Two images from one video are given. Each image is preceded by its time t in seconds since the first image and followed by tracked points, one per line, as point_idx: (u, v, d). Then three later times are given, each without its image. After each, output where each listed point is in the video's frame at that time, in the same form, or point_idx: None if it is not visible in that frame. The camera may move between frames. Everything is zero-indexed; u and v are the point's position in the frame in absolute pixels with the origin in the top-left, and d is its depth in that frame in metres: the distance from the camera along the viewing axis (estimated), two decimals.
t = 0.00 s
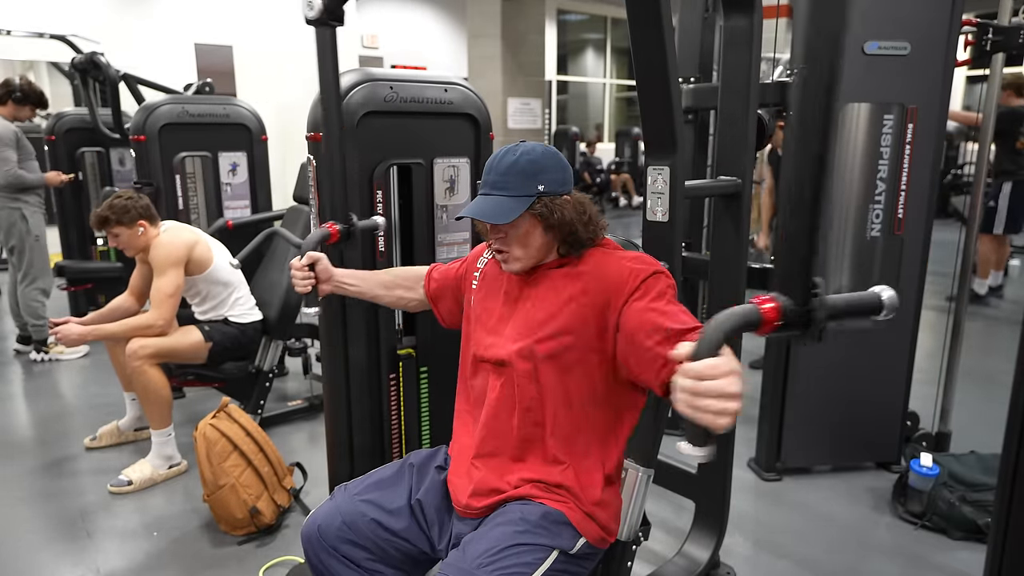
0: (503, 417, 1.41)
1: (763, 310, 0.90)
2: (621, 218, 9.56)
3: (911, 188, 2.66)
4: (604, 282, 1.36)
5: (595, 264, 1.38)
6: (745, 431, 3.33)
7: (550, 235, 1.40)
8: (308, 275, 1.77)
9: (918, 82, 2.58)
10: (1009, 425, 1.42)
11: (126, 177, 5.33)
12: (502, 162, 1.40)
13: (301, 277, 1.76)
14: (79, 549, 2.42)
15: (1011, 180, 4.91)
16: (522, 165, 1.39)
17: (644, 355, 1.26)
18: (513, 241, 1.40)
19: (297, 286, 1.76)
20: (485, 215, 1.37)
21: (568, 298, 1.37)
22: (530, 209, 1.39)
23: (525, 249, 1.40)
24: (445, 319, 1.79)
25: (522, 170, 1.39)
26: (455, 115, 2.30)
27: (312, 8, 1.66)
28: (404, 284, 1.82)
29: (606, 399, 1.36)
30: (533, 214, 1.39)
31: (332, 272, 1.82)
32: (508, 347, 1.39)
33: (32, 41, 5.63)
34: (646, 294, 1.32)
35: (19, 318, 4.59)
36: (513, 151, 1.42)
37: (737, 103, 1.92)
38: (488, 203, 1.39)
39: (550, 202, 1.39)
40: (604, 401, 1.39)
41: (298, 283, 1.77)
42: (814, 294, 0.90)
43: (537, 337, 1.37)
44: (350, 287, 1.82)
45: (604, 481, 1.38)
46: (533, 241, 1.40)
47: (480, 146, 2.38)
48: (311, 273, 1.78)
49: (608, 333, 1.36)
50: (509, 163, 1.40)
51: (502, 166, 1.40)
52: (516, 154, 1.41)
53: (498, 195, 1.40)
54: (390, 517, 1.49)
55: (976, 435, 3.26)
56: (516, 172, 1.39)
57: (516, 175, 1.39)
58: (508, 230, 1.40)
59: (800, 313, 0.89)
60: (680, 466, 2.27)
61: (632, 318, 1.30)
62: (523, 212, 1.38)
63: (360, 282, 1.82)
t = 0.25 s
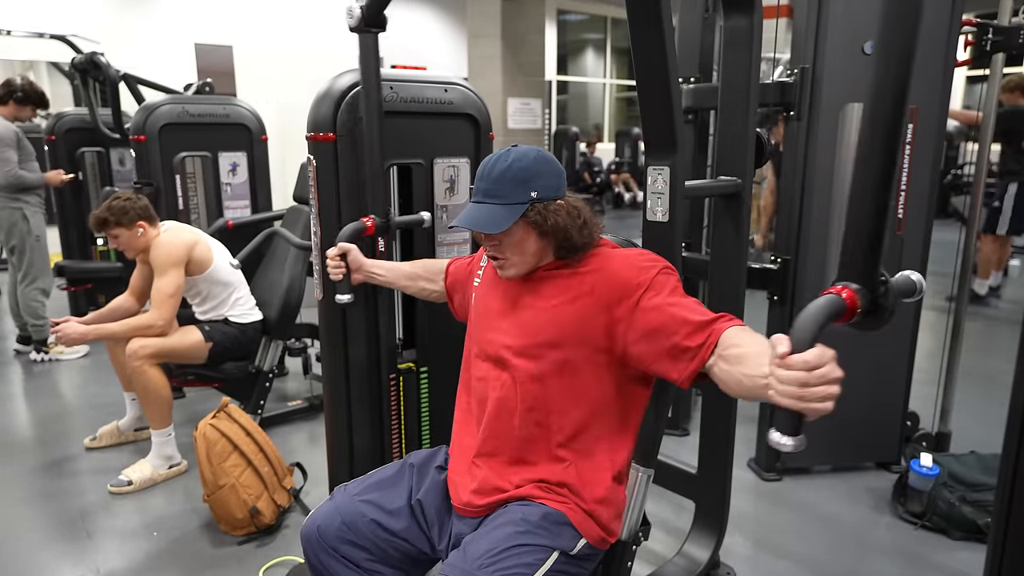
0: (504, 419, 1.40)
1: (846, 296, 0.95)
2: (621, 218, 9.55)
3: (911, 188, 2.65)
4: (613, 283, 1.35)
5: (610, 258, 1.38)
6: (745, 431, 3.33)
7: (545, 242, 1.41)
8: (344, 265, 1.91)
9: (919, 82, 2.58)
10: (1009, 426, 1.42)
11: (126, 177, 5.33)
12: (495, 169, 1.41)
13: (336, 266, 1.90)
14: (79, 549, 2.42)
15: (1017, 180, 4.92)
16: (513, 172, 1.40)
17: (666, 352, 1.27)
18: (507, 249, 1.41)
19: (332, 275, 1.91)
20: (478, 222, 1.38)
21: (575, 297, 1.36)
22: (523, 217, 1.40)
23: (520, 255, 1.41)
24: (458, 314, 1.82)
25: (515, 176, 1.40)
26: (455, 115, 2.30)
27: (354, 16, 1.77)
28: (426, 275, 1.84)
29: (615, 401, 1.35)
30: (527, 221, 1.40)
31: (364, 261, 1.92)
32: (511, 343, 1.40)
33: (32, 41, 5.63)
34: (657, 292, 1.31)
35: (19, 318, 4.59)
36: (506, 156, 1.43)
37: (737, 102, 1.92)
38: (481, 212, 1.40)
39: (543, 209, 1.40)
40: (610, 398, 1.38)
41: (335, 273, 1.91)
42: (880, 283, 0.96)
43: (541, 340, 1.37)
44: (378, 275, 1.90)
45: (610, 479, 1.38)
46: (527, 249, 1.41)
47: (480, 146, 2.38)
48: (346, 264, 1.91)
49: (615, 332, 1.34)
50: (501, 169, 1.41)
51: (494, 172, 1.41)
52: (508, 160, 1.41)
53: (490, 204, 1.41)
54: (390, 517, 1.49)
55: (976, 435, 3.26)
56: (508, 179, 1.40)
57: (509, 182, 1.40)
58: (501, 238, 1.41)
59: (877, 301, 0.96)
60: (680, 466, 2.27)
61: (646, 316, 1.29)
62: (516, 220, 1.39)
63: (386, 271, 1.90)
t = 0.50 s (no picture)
0: (504, 421, 1.40)
1: (855, 290, 0.98)
2: (621, 218, 9.55)
3: (911, 188, 2.65)
4: (613, 283, 1.35)
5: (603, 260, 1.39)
6: (745, 431, 3.33)
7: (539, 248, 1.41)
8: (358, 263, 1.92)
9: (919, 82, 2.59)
10: (1010, 425, 1.42)
11: (126, 177, 5.32)
12: (488, 175, 1.41)
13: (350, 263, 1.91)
14: (79, 549, 2.42)
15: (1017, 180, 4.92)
16: (507, 178, 1.40)
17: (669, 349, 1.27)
18: (502, 256, 1.42)
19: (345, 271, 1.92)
20: (472, 229, 1.38)
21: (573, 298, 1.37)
22: (516, 223, 1.40)
23: (514, 262, 1.41)
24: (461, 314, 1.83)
25: (508, 183, 1.40)
26: (455, 115, 2.30)
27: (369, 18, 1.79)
28: (434, 273, 1.85)
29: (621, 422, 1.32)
30: (521, 228, 1.40)
31: (375, 258, 1.93)
32: (511, 345, 1.40)
33: (32, 41, 5.63)
34: (658, 291, 1.32)
35: (19, 318, 4.59)
36: (500, 162, 1.43)
37: (737, 102, 1.92)
38: (475, 219, 1.39)
39: (536, 215, 1.40)
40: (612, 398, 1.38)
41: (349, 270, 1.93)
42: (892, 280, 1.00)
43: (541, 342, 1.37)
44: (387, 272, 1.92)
45: (611, 478, 1.38)
46: (522, 255, 1.41)
47: (480, 146, 2.38)
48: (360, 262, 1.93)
49: (614, 332, 1.34)
50: (495, 176, 1.40)
51: (488, 179, 1.41)
52: (502, 166, 1.41)
53: (484, 211, 1.41)
54: (391, 514, 1.49)
55: (975, 435, 3.26)
56: (501, 186, 1.40)
57: (502, 189, 1.40)
58: (496, 244, 1.41)
59: (887, 295, 0.99)
60: (680, 466, 2.27)
61: (646, 315, 1.30)
62: (510, 227, 1.39)
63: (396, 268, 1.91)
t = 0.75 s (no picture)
0: (500, 414, 1.40)
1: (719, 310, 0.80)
2: (621, 218, 9.55)
3: (911, 189, 2.66)
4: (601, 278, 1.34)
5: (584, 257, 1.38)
6: (744, 431, 3.33)
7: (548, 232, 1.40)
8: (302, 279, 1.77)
9: (919, 82, 2.58)
10: (1010, 425, 1.42)
11: (126, 177, 5.32)
12: (503, 158, 1.40)
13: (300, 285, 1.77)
14: (79, 549, 2.42)
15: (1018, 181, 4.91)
16: (523, 161, 1.39)
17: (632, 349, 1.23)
18: (512, 236, 1.40)
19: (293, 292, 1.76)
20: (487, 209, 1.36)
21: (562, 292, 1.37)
22: (530, 205, 1.39)
23: (526, 244, 1.40)
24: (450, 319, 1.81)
25: (523, 166, 1.39)
26: (455, 114, 2.30)
27: (308, 7, 1.57)
28: (401, 283, 1.80)
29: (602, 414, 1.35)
30: (534, 210, 1.39)
31: (329, 273, 1.82)
32: (502, 339, 1.40)
33: (32, 41, 5.63)
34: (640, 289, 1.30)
35: (19, 318, 4.59)
36: (514, 147, 1.42)
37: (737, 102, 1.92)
38: (489, 199, 1.38)
39: (550, 199, 1.40)
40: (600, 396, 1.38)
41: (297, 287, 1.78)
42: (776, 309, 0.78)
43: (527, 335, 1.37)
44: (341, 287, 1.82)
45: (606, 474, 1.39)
46: (533, 236, 1.40)
47: (480, 146, 2.38)
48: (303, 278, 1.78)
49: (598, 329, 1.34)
50: (510, 159, 1.39)
51: (502, 162, 1.40)
52: (517, 150, 1.41)
53: (497, 191, 1.39)
54: (402, 513, 1.49)
55: (976, 435, 3.25)
56: (516, 168, 1.38)
57: (517, 171, 1.39)
58: (508, 225, 1.40)
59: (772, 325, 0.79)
60: (680, 466, 2.27)
61: (617, 311, 1.27)
62: (523, 208, 1.38)
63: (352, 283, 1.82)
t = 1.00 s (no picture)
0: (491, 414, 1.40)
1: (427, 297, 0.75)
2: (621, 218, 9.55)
3: (911, 189, 2.66)
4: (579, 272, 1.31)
5: (556, 255, 1.37)
6: (744, 431, 3.33)
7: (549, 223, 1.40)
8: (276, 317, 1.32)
9: (919, 82, 2.59)
10: (1009, 425, 1.42)
11: (126, 177, 5.32)
12: (510, 147, 1.35)
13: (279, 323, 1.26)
14: (79, 549, 2.42)
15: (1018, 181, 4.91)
16: (532, 150, 1.35)
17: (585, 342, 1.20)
18: (515, 226, 1.40)
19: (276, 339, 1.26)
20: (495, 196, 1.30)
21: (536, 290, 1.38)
22: (535, 193, 1.37)
23: (528, 232, 1.40)
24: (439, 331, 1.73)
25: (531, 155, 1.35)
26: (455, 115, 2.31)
27: None
28: (376, 304, 1.59)
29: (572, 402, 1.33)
30: (538, 197, 1.38)
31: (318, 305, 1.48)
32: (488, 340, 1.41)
33: (32, 41, 5.63)
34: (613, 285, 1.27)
35: (19, 318, 4.60)
36: (520, 138, 1.38)
37: (737, 102, 1.92)
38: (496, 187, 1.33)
39: (555, 188, 1.38)
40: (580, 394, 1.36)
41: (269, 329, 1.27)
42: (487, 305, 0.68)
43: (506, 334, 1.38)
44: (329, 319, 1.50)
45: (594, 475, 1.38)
46: (536, 226, 1.39)
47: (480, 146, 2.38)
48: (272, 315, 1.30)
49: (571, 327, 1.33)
50: (518, 147, 1.35)
51: (510, 150, 1.35)
52: (525, 140, 1.37)
53: (505, 180, 1.35)
54: (396, 527, 1.49)
55: (976, 435, 3.25)
56: (524, 156, 1.34)
57: (524, 160, 1.34)
58: (512, 212, 1.39)
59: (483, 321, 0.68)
60: (680, 466, 2.27)
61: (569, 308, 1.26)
62: (529, 195, 1.36)
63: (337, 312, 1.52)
